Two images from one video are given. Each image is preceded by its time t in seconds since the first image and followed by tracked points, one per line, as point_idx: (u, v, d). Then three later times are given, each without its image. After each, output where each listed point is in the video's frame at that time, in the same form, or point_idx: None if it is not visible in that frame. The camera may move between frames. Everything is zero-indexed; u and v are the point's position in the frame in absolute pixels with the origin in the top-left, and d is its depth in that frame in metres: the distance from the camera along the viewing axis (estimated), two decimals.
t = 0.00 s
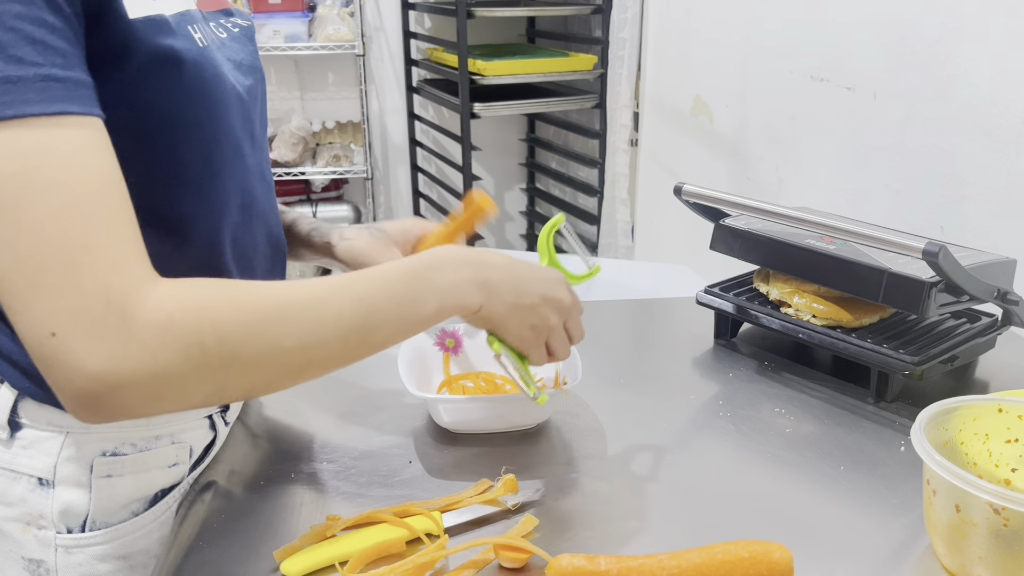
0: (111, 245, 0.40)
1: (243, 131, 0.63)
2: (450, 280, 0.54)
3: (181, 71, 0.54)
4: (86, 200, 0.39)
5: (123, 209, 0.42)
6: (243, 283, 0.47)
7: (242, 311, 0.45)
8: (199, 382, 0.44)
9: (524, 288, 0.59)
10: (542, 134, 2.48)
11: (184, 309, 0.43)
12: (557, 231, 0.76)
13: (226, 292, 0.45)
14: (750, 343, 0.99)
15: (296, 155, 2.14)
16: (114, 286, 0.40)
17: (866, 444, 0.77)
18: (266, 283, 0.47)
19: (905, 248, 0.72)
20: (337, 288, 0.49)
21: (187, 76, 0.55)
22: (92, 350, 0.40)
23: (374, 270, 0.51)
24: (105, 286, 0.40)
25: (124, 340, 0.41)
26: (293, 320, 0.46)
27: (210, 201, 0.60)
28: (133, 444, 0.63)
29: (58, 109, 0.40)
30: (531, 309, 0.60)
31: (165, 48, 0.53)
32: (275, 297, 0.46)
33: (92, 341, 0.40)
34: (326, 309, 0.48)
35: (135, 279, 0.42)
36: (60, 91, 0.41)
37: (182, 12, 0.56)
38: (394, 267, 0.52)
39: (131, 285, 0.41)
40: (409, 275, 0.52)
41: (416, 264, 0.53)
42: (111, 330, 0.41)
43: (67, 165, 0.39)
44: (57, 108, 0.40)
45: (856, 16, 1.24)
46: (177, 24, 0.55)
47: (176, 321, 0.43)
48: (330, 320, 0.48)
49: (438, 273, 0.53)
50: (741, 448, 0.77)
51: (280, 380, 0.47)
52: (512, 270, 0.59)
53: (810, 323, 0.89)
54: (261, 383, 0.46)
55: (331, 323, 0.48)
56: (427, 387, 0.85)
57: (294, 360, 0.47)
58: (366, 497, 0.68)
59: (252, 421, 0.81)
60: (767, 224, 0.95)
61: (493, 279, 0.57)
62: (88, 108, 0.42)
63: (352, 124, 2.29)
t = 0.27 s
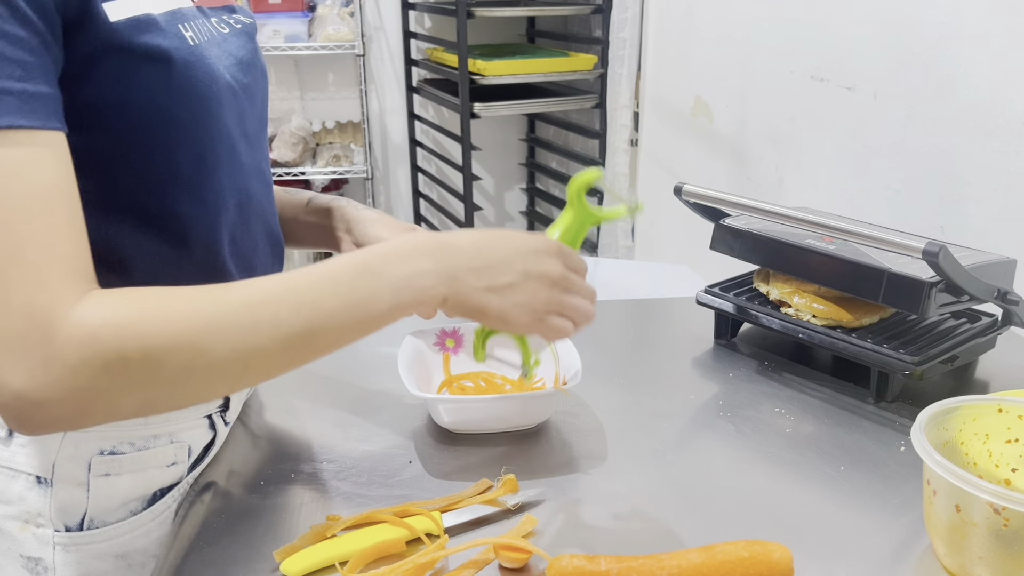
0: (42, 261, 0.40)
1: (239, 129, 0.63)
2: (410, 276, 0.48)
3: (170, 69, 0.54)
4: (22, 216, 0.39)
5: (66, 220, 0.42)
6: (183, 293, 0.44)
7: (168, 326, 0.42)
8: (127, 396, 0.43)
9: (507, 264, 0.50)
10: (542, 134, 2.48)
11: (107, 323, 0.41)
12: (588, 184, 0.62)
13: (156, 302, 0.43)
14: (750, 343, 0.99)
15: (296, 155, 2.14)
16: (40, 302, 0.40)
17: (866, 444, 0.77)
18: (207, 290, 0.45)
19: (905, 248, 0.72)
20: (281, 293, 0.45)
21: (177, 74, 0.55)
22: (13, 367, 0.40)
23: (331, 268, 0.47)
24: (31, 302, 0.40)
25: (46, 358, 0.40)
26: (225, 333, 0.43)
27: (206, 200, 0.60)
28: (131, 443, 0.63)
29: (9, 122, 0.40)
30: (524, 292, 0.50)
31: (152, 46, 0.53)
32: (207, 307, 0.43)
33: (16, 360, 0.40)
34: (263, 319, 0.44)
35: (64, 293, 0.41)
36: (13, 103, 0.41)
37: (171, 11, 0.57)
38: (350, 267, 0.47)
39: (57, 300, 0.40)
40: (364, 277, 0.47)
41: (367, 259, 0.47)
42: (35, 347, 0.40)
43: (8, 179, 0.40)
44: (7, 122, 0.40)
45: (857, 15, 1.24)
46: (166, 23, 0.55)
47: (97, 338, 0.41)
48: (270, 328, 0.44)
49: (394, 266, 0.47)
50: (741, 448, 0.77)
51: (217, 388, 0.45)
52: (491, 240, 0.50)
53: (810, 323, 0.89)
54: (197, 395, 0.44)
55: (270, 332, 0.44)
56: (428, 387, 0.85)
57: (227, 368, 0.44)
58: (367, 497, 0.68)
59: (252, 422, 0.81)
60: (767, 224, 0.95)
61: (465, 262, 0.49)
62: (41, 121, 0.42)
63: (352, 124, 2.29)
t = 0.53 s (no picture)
0: (26, 275, 0.42)
1: (236, 129, 0.63)
2: (374, 283, 0.51)
3: (165, 71, 0.54)
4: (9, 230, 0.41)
5: (49, 233, 0.43)
6: (151, 301, 0.47)
7: (141, 337, 0.45)
8: (107, 404, 0.46)
9: (475, 256, 0.53)
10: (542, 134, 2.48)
11: (84, 334, 0.44)
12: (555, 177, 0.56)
13: (129, 315, 0.45)
14: (750, 344, 0.99)
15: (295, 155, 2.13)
16: (19, 315, 0.42)
17: (866, 444, 0.77)
18: (175, 300, 0.48)
19: (905, 248, 0.72)
20: (245, 300, 0.48)
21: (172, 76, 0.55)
22: None
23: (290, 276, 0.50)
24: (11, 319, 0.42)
25: (24, 368, 0.43)
26: (196, 341, 0.46)
27: (203, 201, 0.60)
28: (129, 443, 0.63)
29: None
30: (488, 272, 0.54)
31: (147, 47, 0.53)
32: (179, 317, 0.46)
33: None
34: (230, 326, 0.47)
35: (41, 305, 0.43)
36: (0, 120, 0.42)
37: (168, 13, 0.57)
38: (310, 275, 0.50)
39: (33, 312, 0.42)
40: (323, 286, 0.50)
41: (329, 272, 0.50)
42: (13, 358, 0.42)
43: None
44: None
45: (857, 15, 1.24)
46: (162, 24, 0.55)
47: (74, 350, 0.43)
48: (237, 333, 0.48)
49: (354, 276, 0.50)
50: (741, 448, 0.77)
51: (191, 391, 0.48)
52: (451, 233, 0.52)
53: (810, 323, 0.89)
54: (171, 396, 0.47)
55: (237, 336, 0.48)
56: (427, 387, 0.85)
57: (201, 375, 0.47)
58: (367, 497, 0.68)
59: (253, 422, 0.81)
60: (767, 224, 0.95)
61: (426, 266, 0.52)
62: (28, 137, 0.43)
63: (352, 124, 2.29)
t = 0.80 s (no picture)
0: (53, 275, 0.40)
1: (236, 132, 0.63)
2: (392, 299, 0.50)
3: (166, 75, 0.54)
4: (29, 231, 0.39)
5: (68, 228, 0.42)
6: (177, 307, 0.46)
7: (177, 344, 0.44)
8: (134, 407, 0.44)
9: (477, 275, 0.54)
10: (542, 134, 2.48)
11: (118, 339, 0.43)
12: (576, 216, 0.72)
13: (166, 316, 0.45)
14: (750, 343, 0.99)
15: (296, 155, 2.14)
16: (51, 317, 0.40)
17: (866, 444, 0.77)
18: (205, 308, 0.46)
19: (905, 248, 0.72)
20: (272, 310, 0.47)
21: (173, 80, 0.54)
22: (25, 381, 0.41)
23: (314, 287, 0.49)
24: (42, 318, 0.40)
25: (57, 372, 0.41)
26: (228, 350, 0.46)
27: (202, 204, 0.60)
28: (127, 443, 0.63)
29: (8, 138, 0.40)
30: (484, 291, 0.55)
31: (149, 51, 0.53)
32: (212, 324, 0.46)
33: (28, 372, 0.41)
34: (261, 337, 0.46)
35: (72, 306, 0.41)
36: (12, 119, 0.40)
37: (169, 15, 0.56)
38: (333, 287, 0.49)
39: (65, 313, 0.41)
40: (348, 298, 0.49)
41: (353, 285, 0.49)
42: (46, 361, 0.41)
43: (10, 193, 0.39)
44: (6, 137, 0.40)
45: (856, 15, 1.24)
46: (163, 28, 0.55)
47: (108, 354, 0.42)
48: (266, 343, 0.47)
49: (376, 290, 0.50)
50: (741, 448, 0.77)
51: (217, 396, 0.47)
52: (457, 252, 0.53)
53: (810, 323, 0.89)
54: (196, 403, 0.47)
55: (266, 347, 0.47)
56: (427, 387, 0.85)
57: (233, 381, 0.47)
58: (367, 497, 0.68)
59: (253, 422, 0.81)
60: (767, 224, 0.95)
61: (438, 283, 0.52)
62: (41, 136, 0.42)
63: (352, 124, 2.29)
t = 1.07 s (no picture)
0: (78, 269, 0.40)
1: (242, 132, 0.63)
2: (421, 314, 0.48)
3: (175, 75, 0.54)
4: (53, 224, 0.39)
5: (88, 218, 0.42)
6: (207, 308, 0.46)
7: (207, 341, 0.44)
8: (159, 404, 0.44)
9: (505, 294, 0.51)
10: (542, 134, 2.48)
11: (146, 332, 0.43)
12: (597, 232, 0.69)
13: (200, 313, 0.45)
14: (750, 344, 0.99)
15: (296, 155, 2.13)
16: (76, 309, 0.40)
17: (866, 444, 0.77)
18: (236, 311, 0.46)
19: (905, 248, 0.72)
20: (305, 316, 0.47)
21: (181, 80, 0.54)
22: (49, 369, 0.40)
23: (347, 298, 0.48)
24: (68, 312, 0.40)
25: (84, 362, 0.41)
26: (258, 352, 0.45)
27: (209, 204, 0.60)
28: (131, 443, 0.64)
29: (29, 129, 0.40)
30: (513, 311, 0.52)
31: (160, 51, 0.53)
32: (242, 327, 0.45)
33: (54, 364, 0.40)
34: (289, 341, 0.45)
35: (98, 300, 0.41)
36: (33, 109, 0.41)
37: (177, 16, 0.56)
38: (365, 299, 0.48)
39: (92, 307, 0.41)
40: (379, 312, 0.48)
41: (384, 298, 0.48)
42: (72, 352, 0.41)
43: (32, 185, 0.39)
44: (27, 128, 0.40)
45: (856, 15, 1.24)
46: (173, 28, 0.55)
47: (134, 347, 0.42)
48: (295, 348, 0.46)
49: (407, 304, 0.48)
50: (741, 448, 0.77)
51: (242, 402, 0.46)
52: (487, 271, 0.51)
53: (809, 324, 0.89)
54: (220, 405, 0.45)
55: (293, 353, 0.46)
56: (427, 387, 0.85)
57: (260, 383, 0.46)
58: (367, 496, 0.68)
59: (253, 422, 0.81)
60: (767, 223, 0.95)
61: (466, 301, 0.50)
62: (61, 126, 0.42)
63: (352, 124, 2.29)
